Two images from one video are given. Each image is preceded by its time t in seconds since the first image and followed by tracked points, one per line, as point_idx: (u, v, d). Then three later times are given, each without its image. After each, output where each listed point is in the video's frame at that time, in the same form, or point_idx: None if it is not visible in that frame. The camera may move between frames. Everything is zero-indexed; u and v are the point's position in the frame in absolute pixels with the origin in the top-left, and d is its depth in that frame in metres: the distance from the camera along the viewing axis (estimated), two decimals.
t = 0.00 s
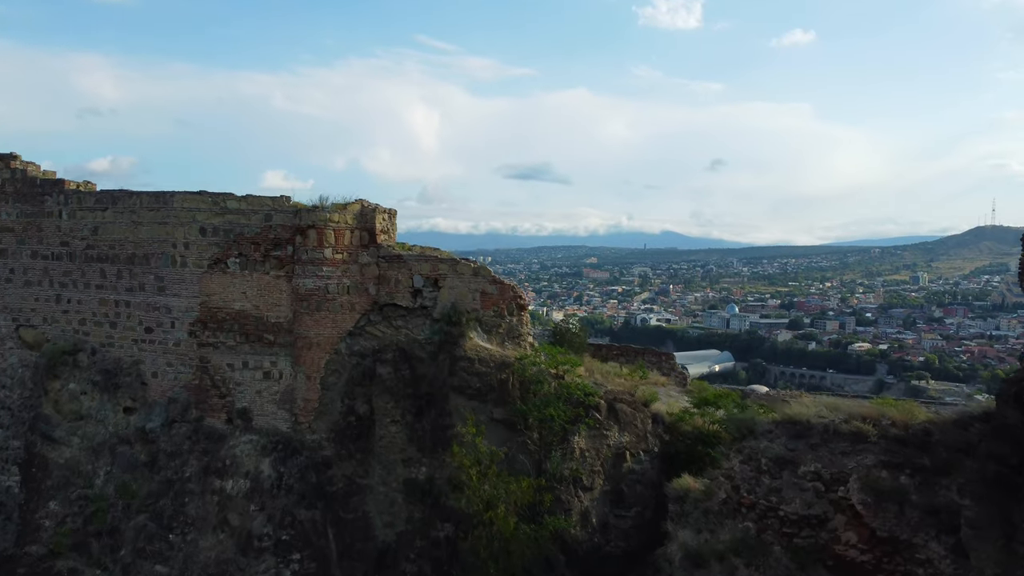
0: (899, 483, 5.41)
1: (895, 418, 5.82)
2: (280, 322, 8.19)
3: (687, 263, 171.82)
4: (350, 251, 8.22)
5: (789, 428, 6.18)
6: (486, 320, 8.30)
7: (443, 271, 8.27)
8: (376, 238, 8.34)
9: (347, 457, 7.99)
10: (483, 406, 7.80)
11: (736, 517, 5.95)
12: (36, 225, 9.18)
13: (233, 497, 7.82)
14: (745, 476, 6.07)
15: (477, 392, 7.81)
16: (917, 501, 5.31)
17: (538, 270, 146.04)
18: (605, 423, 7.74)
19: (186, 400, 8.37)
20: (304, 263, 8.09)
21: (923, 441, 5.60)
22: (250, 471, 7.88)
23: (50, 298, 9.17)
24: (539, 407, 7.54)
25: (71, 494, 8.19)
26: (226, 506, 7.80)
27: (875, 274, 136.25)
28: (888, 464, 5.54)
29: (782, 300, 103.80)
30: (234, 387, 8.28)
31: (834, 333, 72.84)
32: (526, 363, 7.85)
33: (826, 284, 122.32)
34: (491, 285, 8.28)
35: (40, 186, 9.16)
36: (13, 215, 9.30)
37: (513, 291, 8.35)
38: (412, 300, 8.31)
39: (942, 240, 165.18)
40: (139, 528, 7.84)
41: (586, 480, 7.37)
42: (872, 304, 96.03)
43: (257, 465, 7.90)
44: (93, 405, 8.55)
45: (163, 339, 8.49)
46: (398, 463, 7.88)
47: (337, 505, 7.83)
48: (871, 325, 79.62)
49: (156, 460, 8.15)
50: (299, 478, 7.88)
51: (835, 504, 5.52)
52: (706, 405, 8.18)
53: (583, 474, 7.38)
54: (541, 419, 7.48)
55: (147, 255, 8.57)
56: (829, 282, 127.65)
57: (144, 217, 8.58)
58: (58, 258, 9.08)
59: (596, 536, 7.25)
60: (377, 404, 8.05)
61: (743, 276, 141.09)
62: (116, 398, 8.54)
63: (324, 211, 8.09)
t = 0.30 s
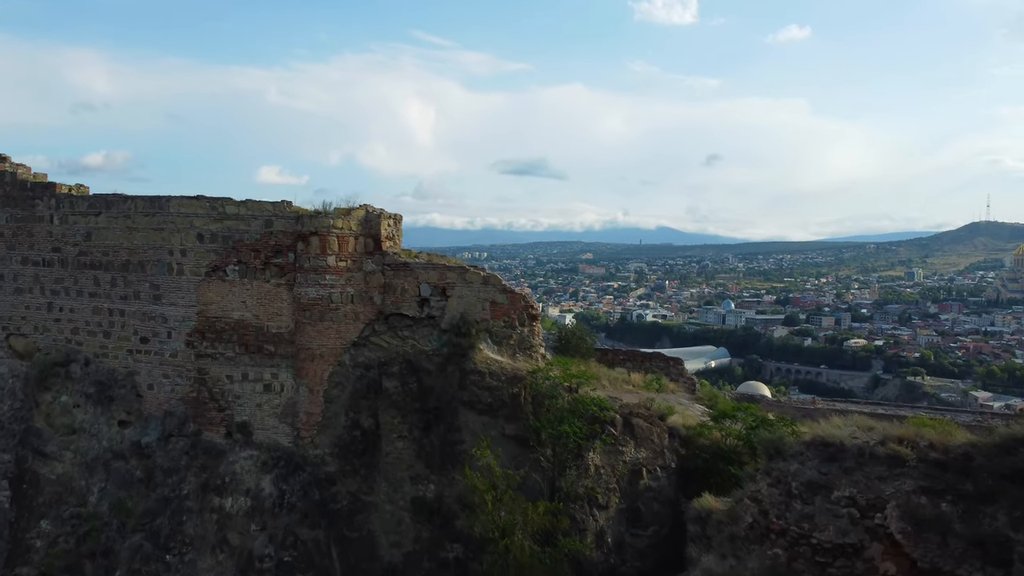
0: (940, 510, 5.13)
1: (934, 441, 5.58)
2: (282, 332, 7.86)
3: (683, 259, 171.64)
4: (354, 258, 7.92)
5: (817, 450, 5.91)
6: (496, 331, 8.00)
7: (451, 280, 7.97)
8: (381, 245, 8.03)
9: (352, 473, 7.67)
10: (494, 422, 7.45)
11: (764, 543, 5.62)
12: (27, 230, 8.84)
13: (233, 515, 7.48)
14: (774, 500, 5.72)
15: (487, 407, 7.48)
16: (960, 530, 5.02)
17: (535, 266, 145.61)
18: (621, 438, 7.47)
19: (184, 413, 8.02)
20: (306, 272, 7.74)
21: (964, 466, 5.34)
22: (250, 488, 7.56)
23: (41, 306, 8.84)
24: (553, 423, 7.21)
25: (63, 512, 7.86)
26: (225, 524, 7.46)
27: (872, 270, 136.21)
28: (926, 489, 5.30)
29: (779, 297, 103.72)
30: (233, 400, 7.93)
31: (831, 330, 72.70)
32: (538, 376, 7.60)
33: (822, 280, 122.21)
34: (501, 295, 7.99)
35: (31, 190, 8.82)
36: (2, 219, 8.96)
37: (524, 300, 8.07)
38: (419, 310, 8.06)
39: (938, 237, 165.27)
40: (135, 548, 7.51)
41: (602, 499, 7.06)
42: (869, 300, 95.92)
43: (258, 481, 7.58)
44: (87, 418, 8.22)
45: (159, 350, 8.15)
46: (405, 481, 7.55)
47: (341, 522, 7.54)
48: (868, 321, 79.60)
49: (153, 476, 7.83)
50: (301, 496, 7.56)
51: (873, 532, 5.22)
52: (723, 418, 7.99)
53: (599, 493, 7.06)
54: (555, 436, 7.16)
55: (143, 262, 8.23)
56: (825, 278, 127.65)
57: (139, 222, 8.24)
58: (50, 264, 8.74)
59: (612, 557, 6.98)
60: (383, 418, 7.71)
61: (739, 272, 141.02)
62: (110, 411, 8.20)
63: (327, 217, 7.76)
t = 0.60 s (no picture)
0: (988, 544, 5.14)
1: (979, 469, 5.52)
2: (285, 346, 7.54)
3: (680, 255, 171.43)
4: (360, 268, 7.60)
5: (854, 476, 5.80)
6: (509, 344, 7.67)
7: (462, 291, 7.65)
8: (389, 254, 7.71)
9: (358, 493, 7.36)
10: (506, 440, 7.17)
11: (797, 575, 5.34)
12: (17, 237, 8.51)
13: (234, 539, 7.16)
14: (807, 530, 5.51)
15: (501, 426, 7.18)
16: (1009, 564, 5.06)
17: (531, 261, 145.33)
18: (639, 457, 7.14)
19: (182, 430, 7.67)
20: (309, 282, 7.38)
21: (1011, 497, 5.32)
22: (252, 510, 7.22)
23: (32, 316, 8.49)
24: (569, 443, 6.86)
25: (56, 534, 7.57)
26: (226, 548, 7.14)
27: (869, 266, 136.16)
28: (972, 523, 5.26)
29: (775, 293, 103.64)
30: (234, 416, 7.58)
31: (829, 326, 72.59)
32: (554, 393, 7.23)
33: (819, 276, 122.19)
34: (514, 307, 7.65)
35: (21, 196, 8.47)
36: None
37: (538, 313, 7.74)
38: (428, 322, 7.74)
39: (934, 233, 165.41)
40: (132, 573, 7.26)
41: (620, 522, 6.75)
42: (866, 296, 95.89)
43: (261, 502, 7.24)
44: (81, 435, 7.88)
45: (156, 364, 7.81)
46: (414, 502, 7.23)
47: (347, 545, 7.26)
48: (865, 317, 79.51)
49: (150, 496, 7.49)
50: (305, 518, 7.24)
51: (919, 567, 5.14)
52: (744, 434, 7.60)
53: (618, 516, 6.73)
54: (572, 456, 6.79)
55: (138, 272, 7.88)
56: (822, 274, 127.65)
57: (134, 230, 7.89)
58: (41, 273, 8.39)
59: None
60: (391, 437, 7.41)
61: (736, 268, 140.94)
62: (105, 428, 7.85)
63: (332, 226, 7.44)
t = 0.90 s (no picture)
0: None
1: None
2: (288, 362, 7.20)
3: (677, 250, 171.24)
4: (366, 281, 7.26)
5: (892, 509, 5.60)
6: (522, 360, 7.38)
7: (472, 305, 7.33)
8: (396, 266, 7.38)
9: (364, 516, 7.05)
10: (522, 463, 6.90)
11: None
12: (8, 246, 8.17)
13: (234, 564, 6.91)
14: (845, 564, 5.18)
15: (515, 447, 6.90)
16: None
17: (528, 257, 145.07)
18: (659, 479, 6.84)
19: (180, 449, 7.29)
20: (312, 296, 7.06)
21: None
22: (253, 534, 6.95)
23: (23, 328, 8.15)
24: (587, 466, 6.63)
25: (48, 558, 7.33)
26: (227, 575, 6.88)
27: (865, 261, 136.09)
28: None
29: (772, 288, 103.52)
30: (234, 435, 7.26)
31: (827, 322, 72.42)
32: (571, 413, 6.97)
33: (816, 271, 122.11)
34: (528, 322, 7.37)
35: (11, 203, 8.12)
36: None
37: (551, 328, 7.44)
38: (437, 337, 7.44)
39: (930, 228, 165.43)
40: None
41: (642, 547, 6.33)
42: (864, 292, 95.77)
43: (262, 526, 6.97)
44: (74, 454, 7.57)
45: (153, 379, 7.46)
46: (424, 527, 6.91)
47: (352, 570, 6.93)
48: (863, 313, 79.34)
49: (147, 519, 7.15)
50: (310, 543, 6.94)
51: None
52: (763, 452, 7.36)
53: (638, 542, 6.33)
54: (590, 481, 6.54)
55: (133, 284, 7.54)
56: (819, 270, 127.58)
57: (129, 240, 7.55)
58: (32, 284, 8.05)
59: None
60: (399, 458, 7.08)
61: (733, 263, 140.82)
62: (100, 446, 7.48)
63: (336, 237, 7.08)
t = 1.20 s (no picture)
0: None
1: None
2: (290, 380, 6.87)
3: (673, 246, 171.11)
4: (373, 295, 6.95)
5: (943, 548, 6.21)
6: (536, 380, 7.12)
7: (484, 321, 7.04)
8: (403, 280, 7.09)
9: (371, 542, 6.70)
10: (536, 489, 6.63)
11: None
12: None
13: None
14: None
15: (529, 471, 6.61)
16: None
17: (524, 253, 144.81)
18: (679, 504, 6.54)
19: (178, 471, 6.96)
20: (315, 310, 6.72)
21: None
22: (256, 561, 6.64)
23: (13, 343, 7.81)
24: (606, 493, 6.36)
25: None
26: None
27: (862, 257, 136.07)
28: None
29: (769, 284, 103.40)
30: (234, 457, 6.93)
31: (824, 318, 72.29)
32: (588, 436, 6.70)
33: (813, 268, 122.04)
34: (542, 339, 7.11)
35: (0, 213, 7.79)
36: None
37: (565, 344, 7.16)
38: (446, 355, 7.14)
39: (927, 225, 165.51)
40: None
41: None
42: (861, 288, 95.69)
43: (264, 552, 6.65)
44: (67, 476, 7.23)
45: (148, 398, 7.11)
46: (435, 554, 6.62)
47: None
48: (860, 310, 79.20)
49: (143, 545, 6.84)
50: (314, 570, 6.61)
51: None
52: (787, 473, 6.99)
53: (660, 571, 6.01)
54: (610, 508, 6.25)
55: (128, 298, 7.20)
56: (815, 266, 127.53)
57: (123, 252, 7.21)
58: (22, 296, 7.71)
59: None
60: (408, 483, 6.79)
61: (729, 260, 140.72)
62: (94, 468, 7.15)
63: (341, 249, 6.76)
